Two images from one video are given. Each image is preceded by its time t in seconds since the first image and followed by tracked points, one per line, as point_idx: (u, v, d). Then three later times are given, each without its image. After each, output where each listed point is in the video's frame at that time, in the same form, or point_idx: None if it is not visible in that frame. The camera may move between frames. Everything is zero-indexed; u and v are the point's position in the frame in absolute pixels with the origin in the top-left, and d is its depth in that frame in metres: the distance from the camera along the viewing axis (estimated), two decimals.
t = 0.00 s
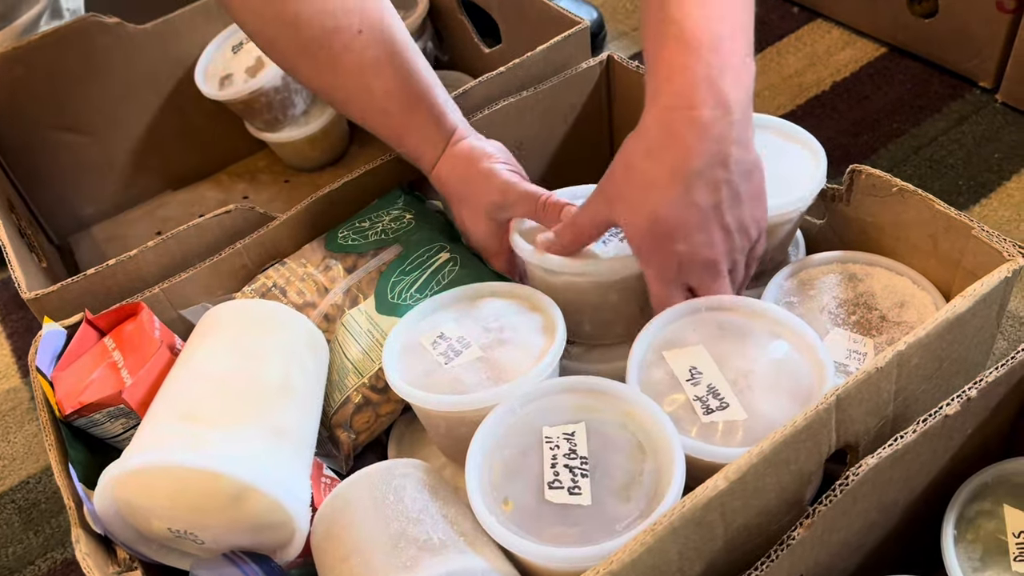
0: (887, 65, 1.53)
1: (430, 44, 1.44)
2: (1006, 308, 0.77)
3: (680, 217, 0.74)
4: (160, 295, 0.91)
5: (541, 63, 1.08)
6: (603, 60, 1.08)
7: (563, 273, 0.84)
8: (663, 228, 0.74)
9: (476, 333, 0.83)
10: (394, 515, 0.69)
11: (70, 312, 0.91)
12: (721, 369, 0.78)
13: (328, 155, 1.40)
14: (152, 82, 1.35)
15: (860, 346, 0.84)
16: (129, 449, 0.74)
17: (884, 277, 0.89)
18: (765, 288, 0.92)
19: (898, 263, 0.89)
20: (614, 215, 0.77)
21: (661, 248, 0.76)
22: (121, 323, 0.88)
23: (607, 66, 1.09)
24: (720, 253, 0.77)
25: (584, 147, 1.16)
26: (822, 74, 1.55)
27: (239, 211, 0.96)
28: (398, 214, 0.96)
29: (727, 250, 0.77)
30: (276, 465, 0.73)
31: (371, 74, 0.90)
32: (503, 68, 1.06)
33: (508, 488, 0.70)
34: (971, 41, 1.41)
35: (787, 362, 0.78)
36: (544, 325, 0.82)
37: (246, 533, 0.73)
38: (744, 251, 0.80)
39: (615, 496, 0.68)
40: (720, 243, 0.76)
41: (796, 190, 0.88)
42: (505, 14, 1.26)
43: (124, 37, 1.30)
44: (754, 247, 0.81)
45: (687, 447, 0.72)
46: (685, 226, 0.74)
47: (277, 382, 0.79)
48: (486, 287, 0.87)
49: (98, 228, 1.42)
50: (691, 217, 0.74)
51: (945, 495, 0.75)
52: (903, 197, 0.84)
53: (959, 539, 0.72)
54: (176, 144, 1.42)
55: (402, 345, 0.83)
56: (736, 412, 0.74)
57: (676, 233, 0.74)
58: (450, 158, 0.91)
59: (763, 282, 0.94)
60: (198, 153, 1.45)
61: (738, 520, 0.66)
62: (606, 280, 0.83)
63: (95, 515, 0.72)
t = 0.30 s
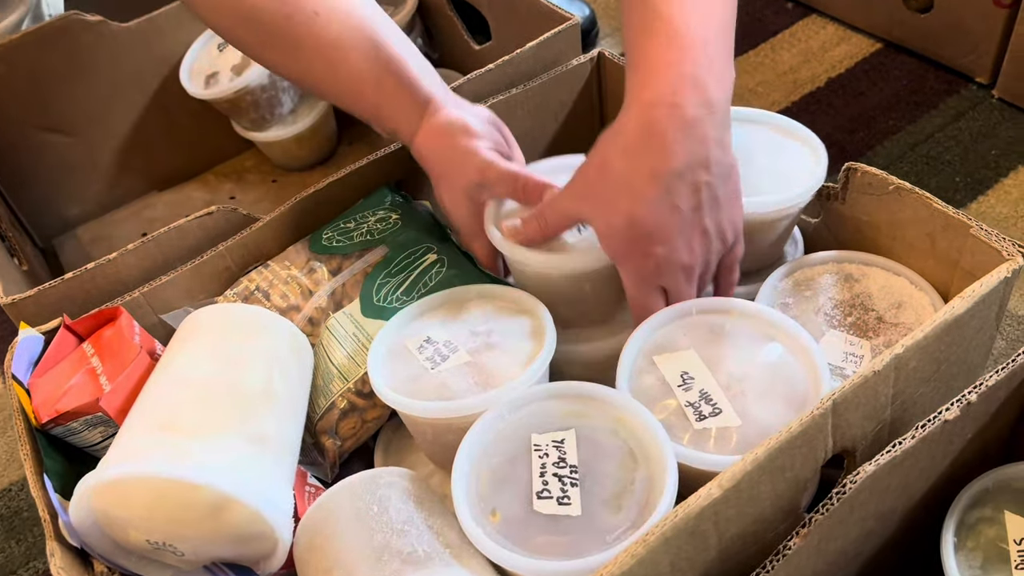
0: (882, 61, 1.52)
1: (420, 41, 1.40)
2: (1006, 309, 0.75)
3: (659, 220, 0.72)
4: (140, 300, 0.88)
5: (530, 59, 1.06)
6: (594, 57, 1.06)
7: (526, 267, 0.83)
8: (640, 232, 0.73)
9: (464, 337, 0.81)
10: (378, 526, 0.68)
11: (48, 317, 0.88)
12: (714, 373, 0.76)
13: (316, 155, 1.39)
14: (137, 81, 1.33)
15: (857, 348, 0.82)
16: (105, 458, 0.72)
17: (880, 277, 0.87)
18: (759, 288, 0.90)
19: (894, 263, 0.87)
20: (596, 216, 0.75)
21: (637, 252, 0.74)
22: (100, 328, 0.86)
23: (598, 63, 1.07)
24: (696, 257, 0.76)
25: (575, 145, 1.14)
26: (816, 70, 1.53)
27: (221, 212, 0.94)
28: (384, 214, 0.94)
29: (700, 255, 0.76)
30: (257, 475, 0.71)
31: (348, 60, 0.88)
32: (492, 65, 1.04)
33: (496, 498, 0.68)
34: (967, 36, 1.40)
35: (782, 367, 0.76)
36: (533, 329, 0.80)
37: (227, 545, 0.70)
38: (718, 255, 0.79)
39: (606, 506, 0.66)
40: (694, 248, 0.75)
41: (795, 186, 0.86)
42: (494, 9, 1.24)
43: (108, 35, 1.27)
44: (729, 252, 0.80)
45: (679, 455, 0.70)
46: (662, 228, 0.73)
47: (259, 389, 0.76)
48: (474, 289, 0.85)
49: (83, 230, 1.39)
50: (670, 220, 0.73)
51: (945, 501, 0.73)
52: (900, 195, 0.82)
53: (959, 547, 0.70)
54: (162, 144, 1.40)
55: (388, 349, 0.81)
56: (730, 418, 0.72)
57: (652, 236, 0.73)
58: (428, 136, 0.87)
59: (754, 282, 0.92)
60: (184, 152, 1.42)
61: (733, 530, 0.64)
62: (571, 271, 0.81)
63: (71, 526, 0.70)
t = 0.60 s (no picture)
0: (879, 56, 1.50)
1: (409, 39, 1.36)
2: (1008, 309, 0.73)
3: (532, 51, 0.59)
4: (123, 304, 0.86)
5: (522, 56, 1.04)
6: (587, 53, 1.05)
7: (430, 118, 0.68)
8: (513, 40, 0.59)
9: (455, 340, 0.79)
10: (364, 538, 0.66)
11: (29, 322, 0.86)
12: (711, 378, 0.74)
13: (305, 153, 1.37)
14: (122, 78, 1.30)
15: (855, 349, 0.80)
16: (84, 467, 0.69)
17: (878, 276, 0.85)
18: (755, 288, 0.88)
19: (893, 263, 0.85)
20: (468, 26, 0.59)
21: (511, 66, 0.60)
22: (82, 333, 0.83)
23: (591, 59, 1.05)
24: (576, 74, 0.60)
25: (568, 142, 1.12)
26: (812, 66, 1.51)
27: (205, 213, 0.92)
28: (375, 211, 0.91)
29: (582, 67, 0.60)
30: (241, 485, 0.68)
31: None
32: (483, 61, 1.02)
33: (487, 508, 0.66)
34: (965, 30, 1.38)
35: (780, 372, 0.74)
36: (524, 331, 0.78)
37: (210, 556, 0.68)
38: (611, 86, 0.63)
39: (600, 516, 0.64)
40: (568, 59, 0.59)
41: (783, 187, 0.84)
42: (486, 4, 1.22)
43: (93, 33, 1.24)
44: (629, 83, 0.64)
45: (675, 463, 0.69)
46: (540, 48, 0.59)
47: (243, 395, 0.74)
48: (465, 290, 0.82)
49: (69, 231, 1.37)
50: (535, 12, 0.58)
51: (947, 507, 0.71)
52: (899, 193, 0.80)
53: (962, 554, 0.68)
54: (150, 143, 1.37)
55: (377, 352, 0.79)
56: (727, 424, 0.70)
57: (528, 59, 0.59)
58: None
59: (748, 280, 0.91)
60: (172, 151, 1.40)
61: (730, 539, 0.62)
62: (463, 106, 0.65)
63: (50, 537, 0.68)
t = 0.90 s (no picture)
0: (876, 52, 1.49)
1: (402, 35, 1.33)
2: (1012, 308, 0.72)
3: None
4: (110, 306, 0.84)
5: (516, 52, 1.02)
6: (581, 49, 1.03)
7: None
8: None
9: (448, 342, 0.77)
10: (356, 546, 0.64)
11: (13, 326, 0.84)
12: (710, 381, 0.73)
13: (297, 154, 1.35)
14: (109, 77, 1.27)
15: (856, 349, 0.79)
16: (69, 475, 0.68)
17: (879, 275, 0.84)
18: (754, 288, 0.87)
19: (895, 261, 0.83)
20: None
21: None
22: (67, 337, 0.81)
23: (586, 55, 1.04)
24: None
25: (563, 139, 1.11)
26: (810, 62, 1.50)
27: (194, 214, 0.90)
28: (367, 211, 0.90)
29: None
30: (231, 493, 0.67)
31: None
32: (476, 58, 1.01)
33: (482, 515, 0.65)
34: (963, 25, 1.37)
35: (781, 373, 0.73)
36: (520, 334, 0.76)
37: (199, 565, 0.67)
38: None
39: (597, 523, 0.63)
40: None
41: (782, 184, 0.82)
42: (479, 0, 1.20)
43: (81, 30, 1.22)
44: None
45: (674, 468, 0.67)
46: None
47: (232, 400, 0.73)
48: (460, 292, 0.81)
49: (58, 231, 1.35)
50: None
51: (952, 510, 0.70)
52: (900, 190, 0.78)
53: (967, 558, 0.67)
54: (139, 142, 1.35)
55: (369, 356, 0.78)
56: (727, 427, 0.69)
57: None
58: None
59: (748, 279, 0.89)
60: (162, 151, 1.38)
61: (731, 545, 0.61)
62: None
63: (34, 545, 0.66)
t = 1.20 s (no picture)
0: (873, 48, 1.48)
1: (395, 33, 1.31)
2: (1014, 308, 0.71)
3: None
4: (99, 310, 0.83)
5: (510, 51, 1.01)
6: (576, 47, 1.02)
7: None
8: None
9: (443, 346, 0.76)
10: (349, 554, 0.63)
11: None
12: (708, 383, 0.72)
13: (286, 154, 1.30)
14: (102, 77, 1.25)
15: (855, 350, 0.78)
16: (55, 484, 0.66)
17: (878, 274, 0.83)
18: (752, 289, 0.86)
19: (894, 261, 0.83)
20: None
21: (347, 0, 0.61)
22: (55, 342, 0.80)
23: (581, 54, 1.03)
24: None
25: (558, 139, 1.09)
26: (806, 59, 1.49)
27: (184, 216, 0.89)
28: (360, 212, 0.88)
29: None
30: (222, 501, 0.66)
31: (155, 83, 1.01)
32: (470, 57, 0.99)
33: (477, 522, 0.64)
34: (959, 21, 1.36)
35: (780, 376, 0.72)
36: (516, 337, 0.75)
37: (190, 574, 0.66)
38: None
39: (595, 530, 0.62)
40: None
41: (779, 183, 0.81)
42: None
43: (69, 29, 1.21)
44: None
45: (672, 472, 0.66)
46: None
47: (223, 406, 0.71)
48: (454, 294, 0.80)
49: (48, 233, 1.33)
50: None
51: (954, 514, 0.69)
52: (900, 189, 0.77)
53: (970, 562, 0.66)
54: (131, 143, 1.33)
55: (362, 359, 0.76)
56: (726, 431, 0.68)
57: None
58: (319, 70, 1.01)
59: (746, 279, 0.88)
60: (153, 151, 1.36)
61: (730, 551, 0.60)
62: None
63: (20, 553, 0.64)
